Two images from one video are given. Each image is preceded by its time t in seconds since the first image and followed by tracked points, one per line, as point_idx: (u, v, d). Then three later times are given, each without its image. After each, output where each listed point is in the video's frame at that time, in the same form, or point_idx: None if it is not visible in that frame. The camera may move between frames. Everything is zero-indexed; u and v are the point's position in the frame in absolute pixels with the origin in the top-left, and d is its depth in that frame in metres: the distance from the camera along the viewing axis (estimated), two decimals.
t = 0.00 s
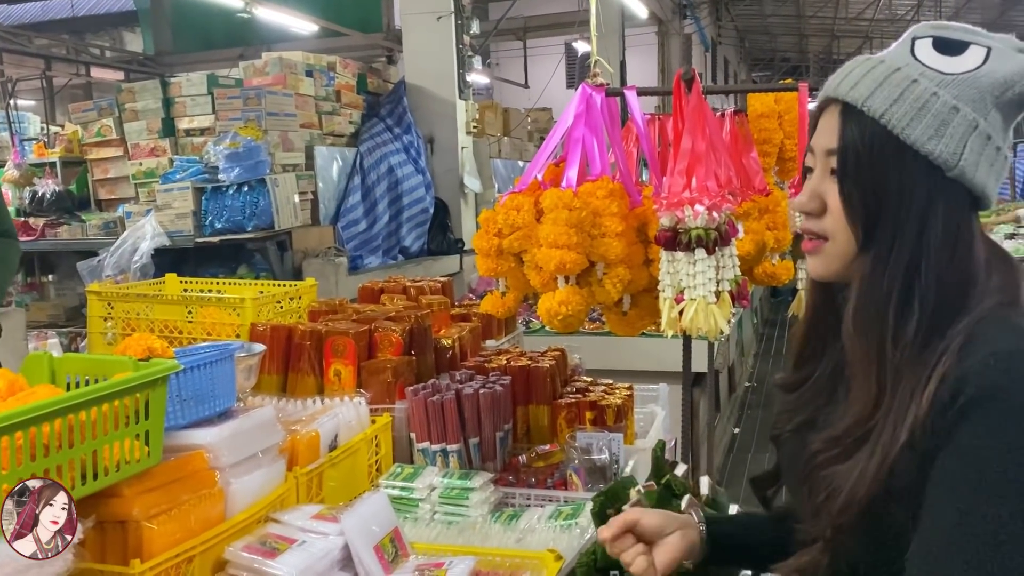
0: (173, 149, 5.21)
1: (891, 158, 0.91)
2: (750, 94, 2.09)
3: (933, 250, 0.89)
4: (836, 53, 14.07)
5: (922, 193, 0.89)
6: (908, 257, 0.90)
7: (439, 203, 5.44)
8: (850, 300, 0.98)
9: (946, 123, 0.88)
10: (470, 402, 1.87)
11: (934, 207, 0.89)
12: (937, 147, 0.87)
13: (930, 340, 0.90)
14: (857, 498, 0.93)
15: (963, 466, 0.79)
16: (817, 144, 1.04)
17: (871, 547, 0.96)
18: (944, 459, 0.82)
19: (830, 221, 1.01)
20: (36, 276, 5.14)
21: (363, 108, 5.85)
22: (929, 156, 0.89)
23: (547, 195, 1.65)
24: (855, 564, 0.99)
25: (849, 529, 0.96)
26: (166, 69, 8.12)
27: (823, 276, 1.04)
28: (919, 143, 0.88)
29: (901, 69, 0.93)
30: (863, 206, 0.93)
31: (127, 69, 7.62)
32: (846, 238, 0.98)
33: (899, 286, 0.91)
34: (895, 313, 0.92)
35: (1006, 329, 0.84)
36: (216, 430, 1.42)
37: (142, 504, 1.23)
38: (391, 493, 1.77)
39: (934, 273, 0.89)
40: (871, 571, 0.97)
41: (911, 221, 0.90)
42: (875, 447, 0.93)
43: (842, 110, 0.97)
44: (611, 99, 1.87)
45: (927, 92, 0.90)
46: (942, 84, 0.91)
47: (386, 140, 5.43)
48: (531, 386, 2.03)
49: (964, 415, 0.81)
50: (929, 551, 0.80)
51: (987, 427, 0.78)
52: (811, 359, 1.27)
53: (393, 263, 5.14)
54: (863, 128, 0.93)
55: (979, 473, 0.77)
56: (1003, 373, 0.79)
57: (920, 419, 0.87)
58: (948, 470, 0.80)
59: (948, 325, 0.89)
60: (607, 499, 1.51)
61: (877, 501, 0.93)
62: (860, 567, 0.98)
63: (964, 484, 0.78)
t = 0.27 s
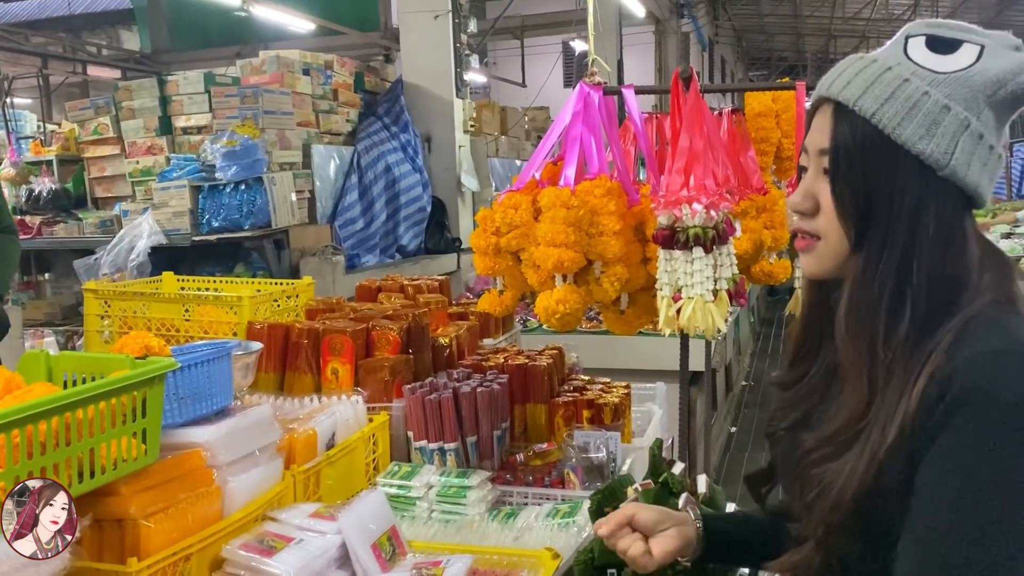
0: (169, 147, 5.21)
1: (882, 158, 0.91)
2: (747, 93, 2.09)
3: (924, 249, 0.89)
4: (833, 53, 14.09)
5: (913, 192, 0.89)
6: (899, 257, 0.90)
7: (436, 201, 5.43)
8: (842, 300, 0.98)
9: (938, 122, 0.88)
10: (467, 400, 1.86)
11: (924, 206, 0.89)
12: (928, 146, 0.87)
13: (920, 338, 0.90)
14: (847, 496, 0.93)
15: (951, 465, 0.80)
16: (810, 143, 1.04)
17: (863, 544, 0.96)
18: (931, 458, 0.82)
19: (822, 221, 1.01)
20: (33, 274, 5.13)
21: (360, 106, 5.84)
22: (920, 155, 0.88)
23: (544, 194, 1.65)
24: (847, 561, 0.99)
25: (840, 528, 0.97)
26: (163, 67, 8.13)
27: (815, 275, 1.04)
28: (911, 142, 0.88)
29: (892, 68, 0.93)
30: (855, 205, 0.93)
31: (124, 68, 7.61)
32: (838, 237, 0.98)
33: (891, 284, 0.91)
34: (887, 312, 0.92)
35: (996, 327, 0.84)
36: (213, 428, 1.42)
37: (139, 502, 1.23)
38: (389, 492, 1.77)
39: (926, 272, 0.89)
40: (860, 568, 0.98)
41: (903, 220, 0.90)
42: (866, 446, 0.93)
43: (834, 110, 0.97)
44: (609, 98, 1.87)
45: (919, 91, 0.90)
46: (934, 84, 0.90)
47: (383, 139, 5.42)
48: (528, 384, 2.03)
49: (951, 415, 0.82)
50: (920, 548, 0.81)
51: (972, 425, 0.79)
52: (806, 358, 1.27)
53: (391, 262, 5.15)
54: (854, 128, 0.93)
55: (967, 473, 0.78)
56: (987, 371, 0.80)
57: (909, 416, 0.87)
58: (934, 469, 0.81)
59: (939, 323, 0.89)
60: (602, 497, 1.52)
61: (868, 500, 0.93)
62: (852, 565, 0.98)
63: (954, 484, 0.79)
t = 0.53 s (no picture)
0: (166, 145, 5.20)
1: (879, 155, 0.91)
2: (745, 91, 2.09)
3: (919, 247, 0.89)
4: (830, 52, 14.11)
5: (909, 189, 0.89)
6: (894, 255, 0.91)
7: (433, 200, 5.43)
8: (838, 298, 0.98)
9: (934, 119, 0.88)
10: (465, 399, 1.86)
11: (920, 203, 0.89)
12: (924, 143, 0.87)
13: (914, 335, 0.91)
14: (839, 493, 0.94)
15: (946, 463, 0.80)
16: (809, 140, 1.04)
17: (857, 541, 0.97)
18: (925, 456, 0.83)
19: (819, 218, 1.01)
20: (28, 272, 5.12)
21: (357, 105, 5.83)
22: (916, 153, 0.88)
23: (543, 191, 1.65)
24: (841, 559, 1.00)
25: (834, 525, 0.97)
26: (160, 65, 8.16)
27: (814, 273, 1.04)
28: (907, 139, 0.88)
29: (890, 66, 0.93)
30: (851, 203, 0.93)
31: (120, 66, 7.60)
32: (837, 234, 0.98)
33: (886, 281, 0.92)
34: (882, 309, 0.93)
35: (990, 324, 0.84)
36: (211, 426, 1.42)
37: (137, 501, 1.23)
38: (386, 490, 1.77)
39: (921, 270, 0.90)
40: (856, 565, 0.98)
41: (898, 217, 0.90)
42: (859, 442, 0.93)
43: (832, 107, 0.97)
44: (607, 96, 1.87)
45: (916, 88, 0.90)
46: (931, 81, 0.90)
47: (380, 137, 5.41)
48: (526, 383, 2.03)
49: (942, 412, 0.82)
50: (915, 545, 0.81)
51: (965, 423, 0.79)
52: (803, 357, 1.27)
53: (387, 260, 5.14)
54: (851, 125, 0.93)
55: (961, 471, 0.78)
56: (981, 369, 0.80)
57: (903, 412, 0.87)
58: (928, 466, 0.82)
59: (935, 320, 0.90)
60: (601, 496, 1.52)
61: (861, 497, 0.93)
62: (846, 562, 0.99)
63: (948, 482, 0.79)
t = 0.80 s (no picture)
0: (162, 143, 5.19)
1: (896, 152, 0.91)
2: (743, 89, 2.09)
3: (937, 243, 0.90)
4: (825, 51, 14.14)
5: (927, 187, 0.90)
6: (913, 250, 0.91)
7: (429, 198, 5.43)
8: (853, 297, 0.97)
9: (953, 116, 0.88)
10: (462, 397, 1.86)
11: (939, 201, 0.89)
12: (945, 140, 0.87)
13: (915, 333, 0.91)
14: (840, 487, 0.94)
15: (946, 462, 0.80)
16: (816, 137, 1.02)
17: (857, 537, 0.97)
18: (925, 453, 0.83)
19: (832, 216, 1.00)
20: (24, 270, 5.11)
21: (353, 103, 5.82)
22: (936, 150, 0.88)
23: (541, 189, 1.65)
24: (841, 554, 1.00)
25: (836, 521, 0.97)
26: (155, 63, 8.05)
27: (825, 273, 1.03)
28: (927, 136, 0.88)
29: (905, 62, 0.92)
30: (870, 202, 0.93)
31: (116, 63, 7.58)
32: (856, 231, 0.97)
33: (903, 281, 0.92)
34: (898, 307, 0.92)
35: (992, 318, 0.84)
36: (208, 424, 1.41)
37: (135, 499, 1.22)
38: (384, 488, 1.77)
39: (938, 267, 0.90)
40: (856, 562, 0.98)
41: (919, 214, 0.90)
42: (860, 440, 0.93)
43: (846, 103, 0.96)
44: (605, 95, 1.87)
45: (934, 85, 0.89)
46: (947, 78, 0.90)
47: (376, 136, 5.41)
48: (523, 382, 2.03)
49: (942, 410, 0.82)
50: (918, 540, 0.81)
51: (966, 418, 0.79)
52: (801, 356, 1.27)
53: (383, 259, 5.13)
54: (870, 120, 0.92)
55: (961, 468, 0.79)
56: (983, 366, 0.80)
57: (905, 409, 0.87)
58: (930, 464, 0.82)
59: (939, 318, 0.90)
60: (600, 494, 1.51)
61: (863, 492, 0.94)
62: (847, 559, 0.99)
63: (949, 480, 0.79)
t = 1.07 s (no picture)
0: (156, 141, 5.17)
1: (911, 149, 0.91)
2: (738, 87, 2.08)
3: (947, 240, 0.90)
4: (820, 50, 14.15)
5: (941, 185, 0.90)
6: (925, 248, 0.91)
7: (425, 197, 5.42)
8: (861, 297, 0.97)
9: (966, 114, 0.89)
10: (458, 396, 1.86)
11: (952, 198, 0.90)
12: (959, 139, 0.88)
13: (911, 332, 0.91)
14: (841, 486, 0.94)
15: (942, 461, 0.80)
16: (821, 134, 1.00)
17: (856, 535, 0.97)
18: (922, 453, 0.83)
19: (845, 215, 0.97)
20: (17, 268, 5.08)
21: (348, 101, 5.80)
22: (950, 148, 0.89)
23: (536, 188, 1.64)
24: (838, 553, 1.00)
25: (833, 519, 0.97)
26: (150, 61, 8.01)
27: (830, 272, 1.02)
28: (944, 133, 0.88)
29: (914, 60, 0.92)
30: (887, 201, 0.92)
31: (110, 61, 7.55)
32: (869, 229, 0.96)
33: (916, 278, 0.92)
34: (911, 305, 0.92)
35: (983, 315, 0.85)
36: (202, 424, 1.41)
37: (128, 498, 1.22)
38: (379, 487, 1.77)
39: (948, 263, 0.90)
40: (854, 560, 0.98)
41: (933, 209, 0.91)
42: (859, 438, 0.93)
43: (859, 99, 0.95)
44: (600, 93, 1.87)
45: (946, 83, 0.90)
46: (956, 76, 0.91)
47: (371, 134, 5.39)
48: (518, 380, 2.03)
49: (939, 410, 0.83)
50: (915, 540, 0.81)
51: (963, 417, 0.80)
52: (792, 357, 1.27)
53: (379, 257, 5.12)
54: (885, 117, 0.92)
55: (958, 467, 0.79)
56: (979, 364, 0.80)
57: (903, 408, 0.87)
58: (928, 465, 0.82)
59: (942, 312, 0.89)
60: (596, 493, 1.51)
61: (860, 491, 0.94)
62: (846, 557, 0.99)
63: (945, 478, 0.80)
